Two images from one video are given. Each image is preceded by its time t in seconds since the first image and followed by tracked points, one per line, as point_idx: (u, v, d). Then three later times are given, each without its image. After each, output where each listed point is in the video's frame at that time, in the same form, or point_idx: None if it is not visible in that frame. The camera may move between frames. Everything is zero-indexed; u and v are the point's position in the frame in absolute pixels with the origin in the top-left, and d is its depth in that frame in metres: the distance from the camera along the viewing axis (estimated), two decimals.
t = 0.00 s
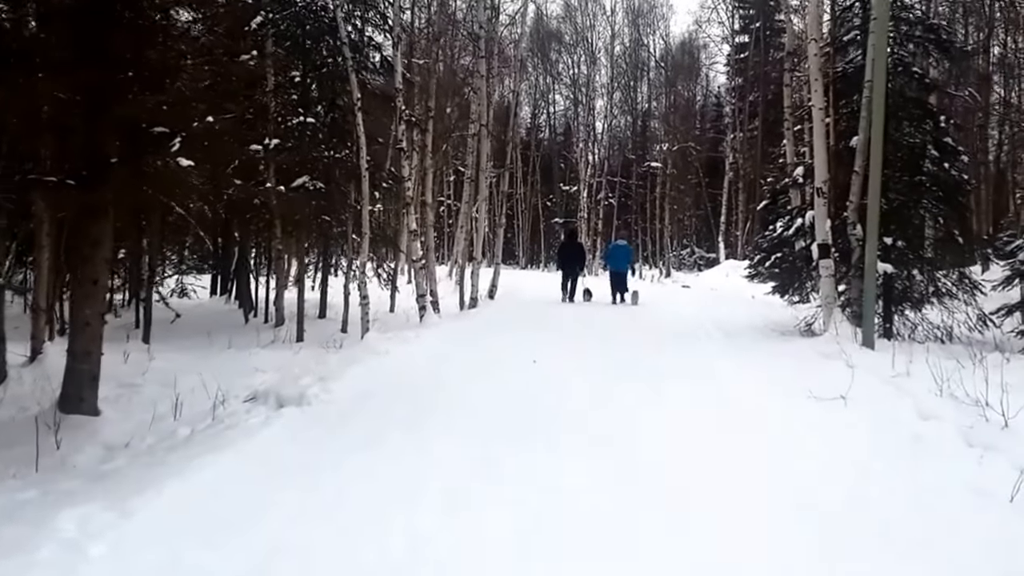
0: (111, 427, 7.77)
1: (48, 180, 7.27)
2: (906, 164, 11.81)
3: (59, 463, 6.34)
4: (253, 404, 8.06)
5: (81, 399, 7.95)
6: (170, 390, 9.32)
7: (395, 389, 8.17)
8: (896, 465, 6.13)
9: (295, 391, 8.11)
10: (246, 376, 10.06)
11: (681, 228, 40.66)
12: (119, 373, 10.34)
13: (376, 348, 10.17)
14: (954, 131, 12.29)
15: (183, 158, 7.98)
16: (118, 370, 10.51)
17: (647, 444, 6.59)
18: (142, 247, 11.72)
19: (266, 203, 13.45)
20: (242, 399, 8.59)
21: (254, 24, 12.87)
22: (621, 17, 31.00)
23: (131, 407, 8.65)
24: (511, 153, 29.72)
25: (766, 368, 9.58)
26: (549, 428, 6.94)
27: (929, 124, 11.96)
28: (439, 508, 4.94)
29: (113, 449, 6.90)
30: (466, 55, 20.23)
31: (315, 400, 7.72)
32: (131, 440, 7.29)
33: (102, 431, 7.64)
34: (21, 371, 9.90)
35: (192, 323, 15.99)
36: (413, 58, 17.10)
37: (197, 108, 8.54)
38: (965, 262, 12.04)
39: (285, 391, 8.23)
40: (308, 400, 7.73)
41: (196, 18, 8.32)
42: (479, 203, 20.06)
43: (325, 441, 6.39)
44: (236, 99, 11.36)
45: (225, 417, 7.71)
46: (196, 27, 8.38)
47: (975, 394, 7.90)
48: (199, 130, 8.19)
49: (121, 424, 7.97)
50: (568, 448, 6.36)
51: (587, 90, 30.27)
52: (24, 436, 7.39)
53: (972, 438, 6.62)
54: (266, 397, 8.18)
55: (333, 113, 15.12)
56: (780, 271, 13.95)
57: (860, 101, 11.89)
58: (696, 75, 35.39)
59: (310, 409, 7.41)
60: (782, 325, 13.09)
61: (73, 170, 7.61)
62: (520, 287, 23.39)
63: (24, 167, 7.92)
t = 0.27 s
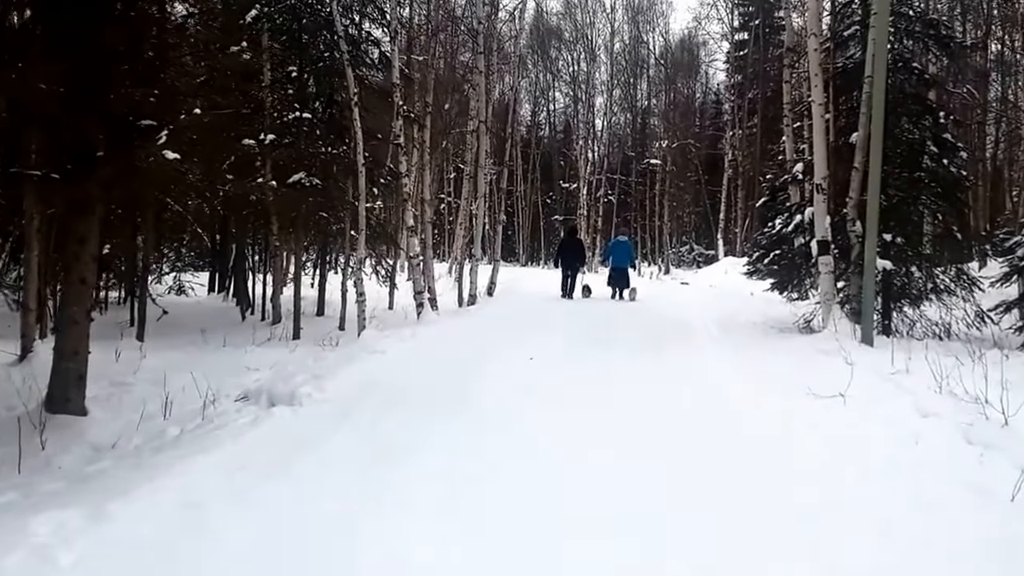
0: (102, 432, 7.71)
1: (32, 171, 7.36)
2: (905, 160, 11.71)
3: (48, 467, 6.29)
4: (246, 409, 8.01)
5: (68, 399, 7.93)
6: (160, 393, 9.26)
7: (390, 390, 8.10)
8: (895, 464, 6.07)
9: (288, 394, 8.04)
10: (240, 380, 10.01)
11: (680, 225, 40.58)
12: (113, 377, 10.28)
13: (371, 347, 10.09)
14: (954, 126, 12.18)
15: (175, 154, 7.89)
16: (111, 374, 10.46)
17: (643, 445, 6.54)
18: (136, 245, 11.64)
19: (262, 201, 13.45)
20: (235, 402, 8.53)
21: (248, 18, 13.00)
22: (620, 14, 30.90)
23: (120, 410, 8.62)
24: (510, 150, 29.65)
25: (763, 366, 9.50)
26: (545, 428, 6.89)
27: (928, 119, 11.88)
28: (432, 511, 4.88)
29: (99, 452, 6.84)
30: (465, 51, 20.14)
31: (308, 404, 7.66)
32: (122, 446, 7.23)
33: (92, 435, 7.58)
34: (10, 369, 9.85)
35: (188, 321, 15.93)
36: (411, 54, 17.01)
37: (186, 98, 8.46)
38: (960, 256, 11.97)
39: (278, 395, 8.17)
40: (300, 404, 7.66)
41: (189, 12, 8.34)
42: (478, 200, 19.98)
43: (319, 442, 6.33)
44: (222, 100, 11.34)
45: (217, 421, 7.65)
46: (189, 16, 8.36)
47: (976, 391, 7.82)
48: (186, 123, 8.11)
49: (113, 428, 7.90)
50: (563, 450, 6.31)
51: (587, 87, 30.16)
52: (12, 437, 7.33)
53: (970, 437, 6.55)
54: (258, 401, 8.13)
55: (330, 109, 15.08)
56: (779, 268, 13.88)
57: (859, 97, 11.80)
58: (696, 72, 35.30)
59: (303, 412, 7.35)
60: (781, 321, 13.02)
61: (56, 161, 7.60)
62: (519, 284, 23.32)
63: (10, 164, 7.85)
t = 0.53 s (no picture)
0: (96, 441, 7.64)
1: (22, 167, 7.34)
2: (908, 157, 11.60)
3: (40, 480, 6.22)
4: (242, 415, 7.93)
5: (54, 401, 7.97)
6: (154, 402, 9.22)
7: (388, 395, 8.02)
8: (899, 464, 5.98)
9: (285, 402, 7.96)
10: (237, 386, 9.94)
11: (683, 223, 40.46)
12: (110, 386, 10.20)
13: (369, 347, 10.01)
14: (958, 123, 12.08)
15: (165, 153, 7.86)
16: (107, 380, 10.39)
17: (643, 448, 6.47)
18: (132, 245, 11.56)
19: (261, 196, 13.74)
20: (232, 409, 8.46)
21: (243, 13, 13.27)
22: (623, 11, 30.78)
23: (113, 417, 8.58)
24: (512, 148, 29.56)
25: (764, 365, 9.42)
26: (543, 433, 6.82)
27: (931, 116, 11.78)
28: (427, 523, 4.80)
29: (87, 461, 6.83)
30: (466, 47, 20.04)
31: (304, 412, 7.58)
32: (117, 455, 7.16)
33: (86, 444, 7.51)
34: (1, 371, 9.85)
35: (186, 320, 15.89)
36: (412, 51, 16.90)
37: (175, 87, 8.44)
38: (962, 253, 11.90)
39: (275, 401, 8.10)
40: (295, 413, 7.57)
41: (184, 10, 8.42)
42: (479, 197, 19.89)
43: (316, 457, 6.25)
44: (198, 101, 11.28)
45: (213, 429, 7.57)
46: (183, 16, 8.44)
47: (980, 391, 7.73)
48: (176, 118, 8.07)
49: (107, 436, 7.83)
50: (562, 455, 6.24)
51: (590, 85, 30.05)
52: None
53: (973, 437, 6.47)
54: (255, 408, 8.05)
55: (329, 104, 15.20)
56: (780, 266, 13.80)
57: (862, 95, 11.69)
58: (698, 69, 35.17)
59: (298, 421, 7.27)
60: (782, 320, 12.94)
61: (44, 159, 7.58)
62: (521, 282, 23.24)
63: None
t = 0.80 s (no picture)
0: (90, 447, 7.54)
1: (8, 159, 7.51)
2: (913, 154, 11.46)
3: (29, 491, 6.11)
4: (237, 420, 7.83)
5: (44, 402, 7.91)
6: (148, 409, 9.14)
7: (386, 398, 7.90)
8: (907, 465, 5.85)
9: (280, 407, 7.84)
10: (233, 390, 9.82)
11: (685, 222, 40.33)
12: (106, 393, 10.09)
13: (367, 348, 9.91)
14: (963, 119, 11.97)
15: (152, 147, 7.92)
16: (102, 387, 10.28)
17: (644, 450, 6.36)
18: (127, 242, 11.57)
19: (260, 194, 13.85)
20: (225, 415, 8.36)
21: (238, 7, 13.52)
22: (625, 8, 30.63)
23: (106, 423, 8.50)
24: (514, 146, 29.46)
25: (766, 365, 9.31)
26: (541, 435, 6.73)
27: (937, 112, 11.64)
28: (417, 534, 4.70)
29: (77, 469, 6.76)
30: (467, 45, 19.92)
31: (299, 417, 7.46)
32: (111, 463, 7.05)
33: (77, 450, 7.41)
34: None
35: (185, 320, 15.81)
36: (412, 48, 16.79)
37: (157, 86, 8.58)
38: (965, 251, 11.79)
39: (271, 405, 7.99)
40: (289, 418, 7.45)
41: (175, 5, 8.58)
42: (480, 195, 19.79)
43: (313, 466, 6.14)
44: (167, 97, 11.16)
45: (207, 436, 7.46)
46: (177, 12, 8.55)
47: (985, 390, 7.61)
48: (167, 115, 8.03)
49: (102, 442, 7.73)
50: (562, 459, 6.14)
51: (592, 83, 29.92)
52: None
53: (980, 437, 6.36)
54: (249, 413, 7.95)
55: (327, 100, 15.32)
56: (783, 265, 13.69)
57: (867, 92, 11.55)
58: (702, 67, 35.02)
59: (292, 428, 7.15)
60: (785, 318, 12.83)
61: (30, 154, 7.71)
62: (524, 280, 23.12)
63: None
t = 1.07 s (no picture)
0: (81, 452, 7.35)
1: None
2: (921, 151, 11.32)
3: (16, 497, 5.93)
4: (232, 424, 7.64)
5: (36, 406, 7.70)
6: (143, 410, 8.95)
7: (384, 400, 7.73)
8: (921, 470, 5.69)
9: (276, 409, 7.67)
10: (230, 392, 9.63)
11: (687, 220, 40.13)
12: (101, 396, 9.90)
13: (366, 348, 9.72)
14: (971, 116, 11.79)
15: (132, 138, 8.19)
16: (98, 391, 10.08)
17: (648, 453, 6.22)
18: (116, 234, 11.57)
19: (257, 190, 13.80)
20: (221, 417, 8.17)
21: None
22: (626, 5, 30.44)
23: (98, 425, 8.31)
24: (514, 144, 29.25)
25: (773, 366, 9.13)
26: (543, 438, 6.58)
27: (945, 108, 11.48)
28: (415, 541, 4.55)
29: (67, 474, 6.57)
30: (467, 41, 19.73)
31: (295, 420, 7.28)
32: (103, 467, 6.86)
33: (69, 454, 7.21)
34: None
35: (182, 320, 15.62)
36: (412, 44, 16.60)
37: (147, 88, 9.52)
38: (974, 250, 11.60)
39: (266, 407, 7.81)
40: (285, 421, 7.27)
41: None
42: (480, 193, 19.61)
43: (309, 472, 5.97)
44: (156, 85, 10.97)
45: (201, 439, 7.28)
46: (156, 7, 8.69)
47: (999, 392, 7.43)
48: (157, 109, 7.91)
49: (93, 446, 7.54)
50: (565, 463, 5.99)
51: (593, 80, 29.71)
52: None
53: (995, 441, 6.17)
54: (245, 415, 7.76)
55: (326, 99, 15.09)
56: (787, 264, 13.51)
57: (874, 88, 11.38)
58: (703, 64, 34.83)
59: (288, 432, 6.97)
60: (790, 318, 12.64)
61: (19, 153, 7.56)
62: (524, 279, 22.91)
63: None
